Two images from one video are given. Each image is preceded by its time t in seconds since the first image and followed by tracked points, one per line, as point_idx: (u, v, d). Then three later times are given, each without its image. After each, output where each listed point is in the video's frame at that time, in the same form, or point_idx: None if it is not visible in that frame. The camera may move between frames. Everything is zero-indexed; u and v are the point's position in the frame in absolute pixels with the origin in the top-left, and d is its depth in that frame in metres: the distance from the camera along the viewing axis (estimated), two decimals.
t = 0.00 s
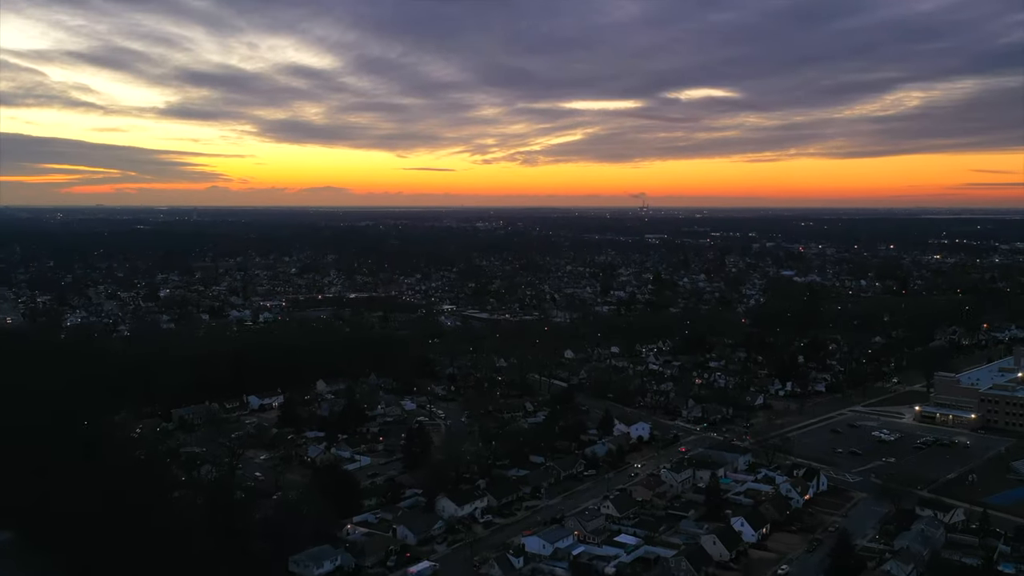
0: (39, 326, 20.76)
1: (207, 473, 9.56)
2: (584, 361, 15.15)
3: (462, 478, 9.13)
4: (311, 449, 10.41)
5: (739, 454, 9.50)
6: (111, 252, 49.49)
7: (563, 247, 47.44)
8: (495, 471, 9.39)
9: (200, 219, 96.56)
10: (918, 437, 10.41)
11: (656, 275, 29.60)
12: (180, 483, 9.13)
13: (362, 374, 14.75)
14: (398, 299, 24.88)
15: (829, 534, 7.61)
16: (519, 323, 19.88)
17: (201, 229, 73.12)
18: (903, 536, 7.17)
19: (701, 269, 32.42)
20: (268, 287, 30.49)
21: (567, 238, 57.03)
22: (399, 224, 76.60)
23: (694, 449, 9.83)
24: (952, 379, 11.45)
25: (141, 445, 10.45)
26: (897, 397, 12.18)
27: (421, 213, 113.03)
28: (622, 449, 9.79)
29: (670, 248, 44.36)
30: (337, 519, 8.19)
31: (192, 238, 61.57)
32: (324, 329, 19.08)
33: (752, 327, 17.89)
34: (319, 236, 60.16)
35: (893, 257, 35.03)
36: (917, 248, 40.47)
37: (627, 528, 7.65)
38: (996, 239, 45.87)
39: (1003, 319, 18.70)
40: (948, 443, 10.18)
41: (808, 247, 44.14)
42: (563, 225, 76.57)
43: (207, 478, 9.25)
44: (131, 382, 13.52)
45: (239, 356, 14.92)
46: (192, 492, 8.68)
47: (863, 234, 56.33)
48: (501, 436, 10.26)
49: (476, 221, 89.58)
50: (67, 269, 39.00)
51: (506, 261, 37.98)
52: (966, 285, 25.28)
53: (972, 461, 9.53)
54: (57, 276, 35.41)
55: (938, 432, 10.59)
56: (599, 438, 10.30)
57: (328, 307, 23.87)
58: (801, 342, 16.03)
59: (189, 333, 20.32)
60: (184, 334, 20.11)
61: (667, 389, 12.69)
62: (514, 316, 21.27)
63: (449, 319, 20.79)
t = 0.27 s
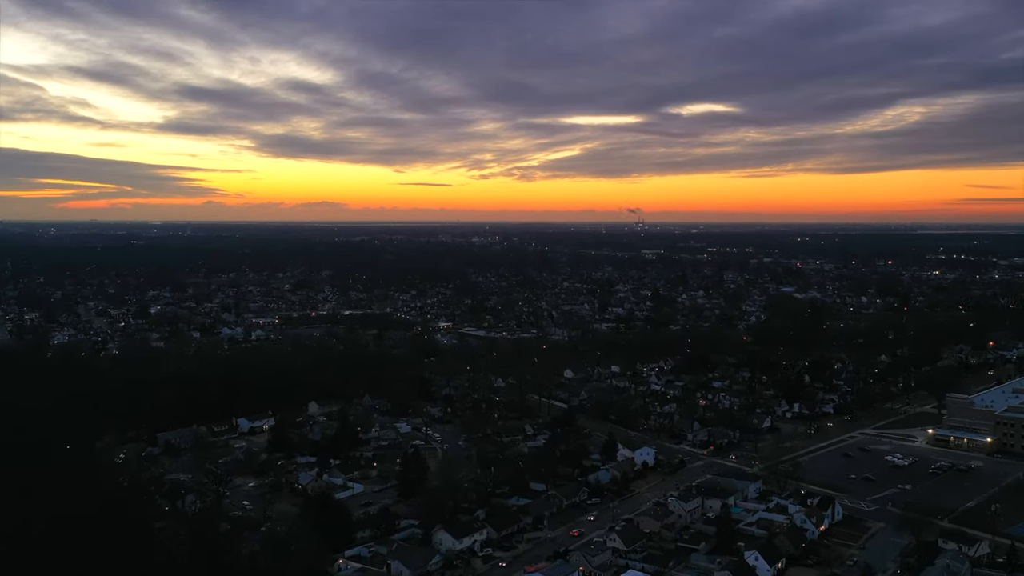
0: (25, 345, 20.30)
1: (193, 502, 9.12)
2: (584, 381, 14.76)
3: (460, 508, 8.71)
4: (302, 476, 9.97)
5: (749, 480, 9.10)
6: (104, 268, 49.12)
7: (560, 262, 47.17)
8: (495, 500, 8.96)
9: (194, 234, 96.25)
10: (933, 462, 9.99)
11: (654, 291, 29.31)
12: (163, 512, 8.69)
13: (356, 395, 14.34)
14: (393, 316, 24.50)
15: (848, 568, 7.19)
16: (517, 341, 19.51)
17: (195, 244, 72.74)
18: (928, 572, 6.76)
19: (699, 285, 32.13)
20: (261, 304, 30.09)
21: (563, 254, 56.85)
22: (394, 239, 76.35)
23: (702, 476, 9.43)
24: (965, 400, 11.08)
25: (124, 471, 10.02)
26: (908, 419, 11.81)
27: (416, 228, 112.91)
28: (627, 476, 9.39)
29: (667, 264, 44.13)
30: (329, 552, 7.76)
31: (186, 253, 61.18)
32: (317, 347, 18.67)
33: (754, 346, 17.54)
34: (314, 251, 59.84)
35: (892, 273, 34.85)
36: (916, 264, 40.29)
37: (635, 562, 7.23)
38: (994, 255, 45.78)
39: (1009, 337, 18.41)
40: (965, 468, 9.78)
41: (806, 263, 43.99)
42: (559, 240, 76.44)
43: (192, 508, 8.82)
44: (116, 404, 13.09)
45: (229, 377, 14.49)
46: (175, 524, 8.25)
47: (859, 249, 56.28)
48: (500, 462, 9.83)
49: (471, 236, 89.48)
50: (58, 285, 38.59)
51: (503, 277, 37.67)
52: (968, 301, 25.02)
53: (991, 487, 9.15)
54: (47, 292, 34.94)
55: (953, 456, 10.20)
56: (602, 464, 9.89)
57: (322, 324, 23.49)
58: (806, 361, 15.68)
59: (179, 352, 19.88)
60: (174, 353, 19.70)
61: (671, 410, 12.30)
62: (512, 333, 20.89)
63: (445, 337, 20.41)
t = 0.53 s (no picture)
0: (12, 360, 19.90)
1: (178, 526, 8.74)
2: (582, 398, 14.43)
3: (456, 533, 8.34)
4: (292, 499, 9.60)
5: (757, 503, 8.76)
6: (95, 281, 48.67)
7: (555, 276, 46.92)
8: (493, 524, 8.60)
9: (187, 246, 95.87)
10: (945, 482, 9.65)
11: (651, 305, 29.07)
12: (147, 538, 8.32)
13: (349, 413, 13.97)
14: (387, 330, 24.17)
15: None
16: (513, 356, 19.19)
17: (188, 257, 72.35)
18: None
19: (696, 299, 31.90)
20: (253, 318, 29.72)
21: (558, 267, 56.67)
22: (388, 253, 76.21)
23: (707, 498, 9.08)
24: (976, 418, 10.78)
25: (106, 493, 9.63)
26: (916, 437, 11.49)
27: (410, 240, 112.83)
28: (630, 498, 9.04)
29: (663, 277, 43.93)
30: None
31: (179, 266, 60.75)
32: (309, 363, 18.32)
33: (754, 362, 17.24)
34: (308, 264, 59.52)
35: (889, 287, 34.71)
36: (912, 278, 40.16)
37: None
38: (990, 268, 45.72)
39: (1012, 352, 18.18)
40: (978, 488, 9.46)
41: (802, 276, 43.85)
42: (554, 253, 76.44)
43: (177, 533, 8.43)
44: (100, 423, 12.70)
45: (218, 394, 14.11)
46: (158, 551, 7.89)
47: (855, 263, 56.29)
48: (498, 483, 9.47)
49: (466, 249, 89.41)
50: (47, 298, 38.16)
51: (498, 291, 37.41)
52: (968, 315, 24.83)
53: (1007, 509, 8.81)
54: (36, 306, 34.49)
55: (966, 476, 9.87)
56: (604, 485, 9.54)
57: (314, 339, 23.13)
58: (808, 377, 15.39)
59: (169, 367, 19.51)
60: (163, 368, 19.31)
61: (672, 428, 11.96)
62: (508, 348, 20.57)
63: (440, 352, 20.08)
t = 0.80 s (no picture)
0: None
1: (161, 552, 8.37)
2: (580, 414, 14.10)
3: (452, 558, 7.99)
4: (281, 522, 9.22)
5: (765, 526, 8.42)
6: (85, 295, 48.17)
7: (550, 289, 46.64)
8: (491, 549, 8.25)
9: (180, 259, 95.40)
10: (958, 503, 9.34)
11: (648, 319, 28.82)
12: (128, 565, 7.95)
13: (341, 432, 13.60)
14: (380, 345, 23.83)
15: None
16: (509, 371, 18.84)
17: (180, 270, 71.84)
18: None
19: (692, 312, 31.63)
20: (245, 332, 29.37)
21: (553, 280, 56.54)
22: (382, 266, 76.01)
23: (712, 521, 8.75)
24: (986, 436, 10.49)
25: (88, 517, 9.25)
26: (925, 456, 11.18)
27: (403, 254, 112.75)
28: (633, 520, 8.71)
29: (658, 290, 43.70)
30: None
31: (170, 280, 60.37)
32: (301, 379, 17.95)
33: (755, 377, 16.94)
34: (301, 277, 59.21)
35: (886, 300, 34.62)
36: (908, 291, 40.02)
37: None
38: (986, 281, 45.66)
39: (1015, 366, 17.93)
40: (992, 510, 9.13)
41: (798, 289, 43.67)
42: (548, 266, 76.32)
43: (160, 559, 8.08)
44: (85, 442, 12.31)
45: (208, 412, 13.75)
46: None
47: (850, 275, 56.23)
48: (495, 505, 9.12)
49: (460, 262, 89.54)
50: (36, 312, 37.68)
51: (493, 304, 37.14)
52: (967, 328, 24.61)
53: None
54: (25, 321, 34.08)
55: (978, 496, 9.56)
56: (606, 507, 9.20)
57: (307, 354, 22.76)
58: (810, 393, 15.09)
59: (158, 383, 19.12)
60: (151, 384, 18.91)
61: (674, 447, 11.63)
62: (504, 363, 20.22)
63: (435, 367, 19.73)
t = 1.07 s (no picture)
0: None
1: None
2: (579, 435, 13.71)
3: None
4: (268, 551, 8.77)
5: (776, 554, 8.03)
6: (73, 311, 47.52)
7: (543, 305, 46.30)
8: None
9: (170, 275, 94.78)
10: (973, 528, 8.98)
11: (644, 336, 28.49)
12: None
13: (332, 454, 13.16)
14: (373, 362, 23.40)
15: None
16: (504, 389, 18.45)
17: (170, 286, 71.19)
18: None
19: (688, 329, 31.34)
20: (234, 349, 28.88)
21: (547, 296, 56.26)
22: (374, 282, 75.59)
23: (720, 548, 8.37)
24: (999, 458, 10.16)
25: (64, 546, 8.79)
26: (935, 478, 10.83)
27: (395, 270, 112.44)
28: (637, 548, 8.32)
29: (652, 307, 43.43)
30: None
31: (159, 296, 59.81)
32: (291, 398, 17.50)
33: (755, 395, 16.61)
34: (292, 293, 58.73)
35: (883, 316, 34.42)
36: (903, 308, 39.90)
37: None
38: (980, 298, 45.65)
39: (1019, 384, 17.64)
40: (1010, 535, 8.77)
41: (793, 306, 43.55)
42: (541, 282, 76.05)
43: None
44: (65, 466, 11.84)
45: (194, 434, 13.30)
46: None
47: (843, 291, 56.17)
48: (493, 532, 8.72)
49: (453, 278, 89.18)
50: (22, 329, 37.04)
51: (486, 321, 36.78)
52: (966, 345, 24.40)
53: None
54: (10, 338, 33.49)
55: (994, 520, 9.20)
56: (609, 533, 8.81)
57: (297, 372, 22.30)
58: (813, 412, 14.75)
59: (144, 402, 18.63)
60: (137, 404, 18.40)
61: (677, 469, 11.25)
62: (499, 381, 19.83)
63: (428, 385, 19.32)
